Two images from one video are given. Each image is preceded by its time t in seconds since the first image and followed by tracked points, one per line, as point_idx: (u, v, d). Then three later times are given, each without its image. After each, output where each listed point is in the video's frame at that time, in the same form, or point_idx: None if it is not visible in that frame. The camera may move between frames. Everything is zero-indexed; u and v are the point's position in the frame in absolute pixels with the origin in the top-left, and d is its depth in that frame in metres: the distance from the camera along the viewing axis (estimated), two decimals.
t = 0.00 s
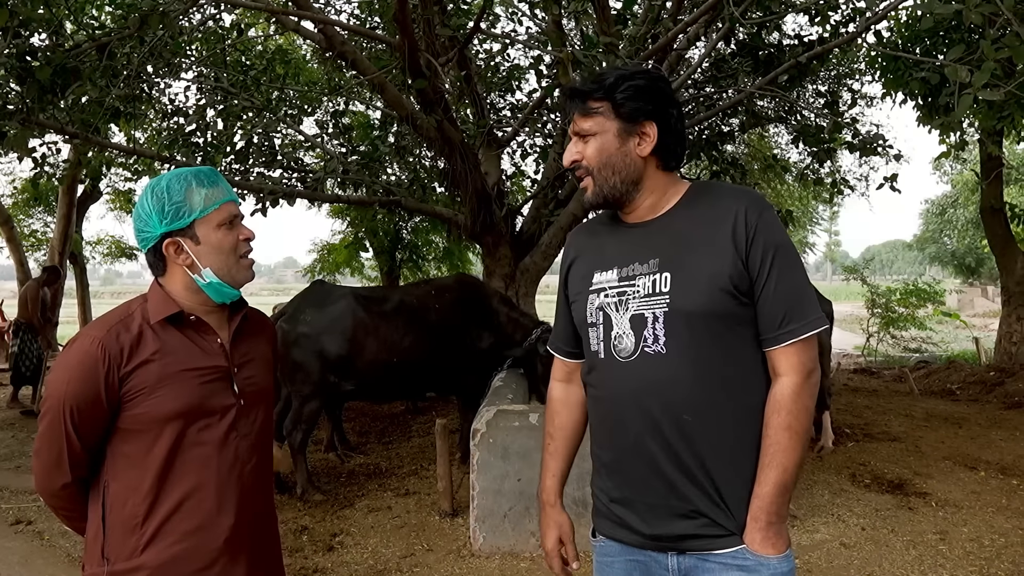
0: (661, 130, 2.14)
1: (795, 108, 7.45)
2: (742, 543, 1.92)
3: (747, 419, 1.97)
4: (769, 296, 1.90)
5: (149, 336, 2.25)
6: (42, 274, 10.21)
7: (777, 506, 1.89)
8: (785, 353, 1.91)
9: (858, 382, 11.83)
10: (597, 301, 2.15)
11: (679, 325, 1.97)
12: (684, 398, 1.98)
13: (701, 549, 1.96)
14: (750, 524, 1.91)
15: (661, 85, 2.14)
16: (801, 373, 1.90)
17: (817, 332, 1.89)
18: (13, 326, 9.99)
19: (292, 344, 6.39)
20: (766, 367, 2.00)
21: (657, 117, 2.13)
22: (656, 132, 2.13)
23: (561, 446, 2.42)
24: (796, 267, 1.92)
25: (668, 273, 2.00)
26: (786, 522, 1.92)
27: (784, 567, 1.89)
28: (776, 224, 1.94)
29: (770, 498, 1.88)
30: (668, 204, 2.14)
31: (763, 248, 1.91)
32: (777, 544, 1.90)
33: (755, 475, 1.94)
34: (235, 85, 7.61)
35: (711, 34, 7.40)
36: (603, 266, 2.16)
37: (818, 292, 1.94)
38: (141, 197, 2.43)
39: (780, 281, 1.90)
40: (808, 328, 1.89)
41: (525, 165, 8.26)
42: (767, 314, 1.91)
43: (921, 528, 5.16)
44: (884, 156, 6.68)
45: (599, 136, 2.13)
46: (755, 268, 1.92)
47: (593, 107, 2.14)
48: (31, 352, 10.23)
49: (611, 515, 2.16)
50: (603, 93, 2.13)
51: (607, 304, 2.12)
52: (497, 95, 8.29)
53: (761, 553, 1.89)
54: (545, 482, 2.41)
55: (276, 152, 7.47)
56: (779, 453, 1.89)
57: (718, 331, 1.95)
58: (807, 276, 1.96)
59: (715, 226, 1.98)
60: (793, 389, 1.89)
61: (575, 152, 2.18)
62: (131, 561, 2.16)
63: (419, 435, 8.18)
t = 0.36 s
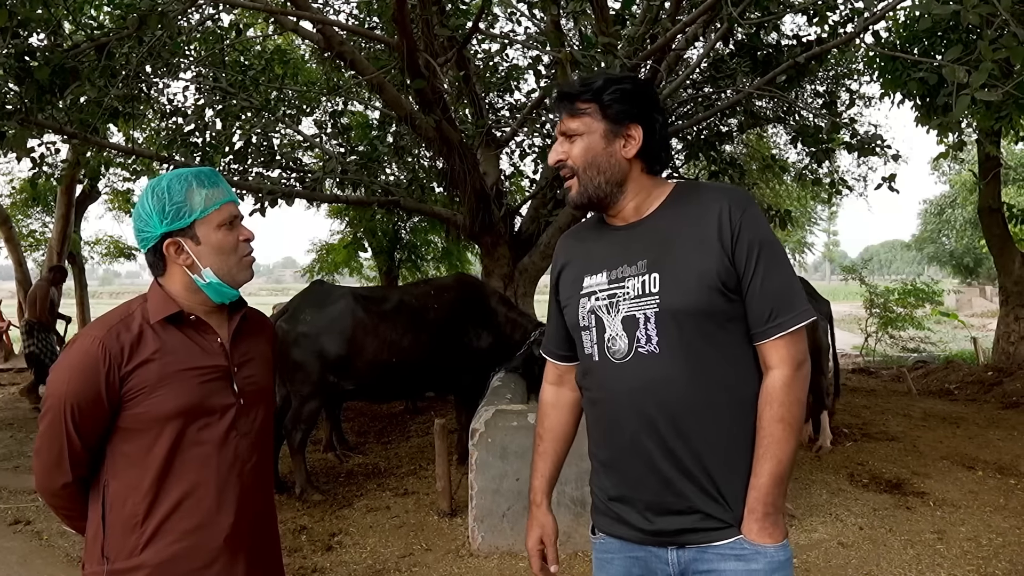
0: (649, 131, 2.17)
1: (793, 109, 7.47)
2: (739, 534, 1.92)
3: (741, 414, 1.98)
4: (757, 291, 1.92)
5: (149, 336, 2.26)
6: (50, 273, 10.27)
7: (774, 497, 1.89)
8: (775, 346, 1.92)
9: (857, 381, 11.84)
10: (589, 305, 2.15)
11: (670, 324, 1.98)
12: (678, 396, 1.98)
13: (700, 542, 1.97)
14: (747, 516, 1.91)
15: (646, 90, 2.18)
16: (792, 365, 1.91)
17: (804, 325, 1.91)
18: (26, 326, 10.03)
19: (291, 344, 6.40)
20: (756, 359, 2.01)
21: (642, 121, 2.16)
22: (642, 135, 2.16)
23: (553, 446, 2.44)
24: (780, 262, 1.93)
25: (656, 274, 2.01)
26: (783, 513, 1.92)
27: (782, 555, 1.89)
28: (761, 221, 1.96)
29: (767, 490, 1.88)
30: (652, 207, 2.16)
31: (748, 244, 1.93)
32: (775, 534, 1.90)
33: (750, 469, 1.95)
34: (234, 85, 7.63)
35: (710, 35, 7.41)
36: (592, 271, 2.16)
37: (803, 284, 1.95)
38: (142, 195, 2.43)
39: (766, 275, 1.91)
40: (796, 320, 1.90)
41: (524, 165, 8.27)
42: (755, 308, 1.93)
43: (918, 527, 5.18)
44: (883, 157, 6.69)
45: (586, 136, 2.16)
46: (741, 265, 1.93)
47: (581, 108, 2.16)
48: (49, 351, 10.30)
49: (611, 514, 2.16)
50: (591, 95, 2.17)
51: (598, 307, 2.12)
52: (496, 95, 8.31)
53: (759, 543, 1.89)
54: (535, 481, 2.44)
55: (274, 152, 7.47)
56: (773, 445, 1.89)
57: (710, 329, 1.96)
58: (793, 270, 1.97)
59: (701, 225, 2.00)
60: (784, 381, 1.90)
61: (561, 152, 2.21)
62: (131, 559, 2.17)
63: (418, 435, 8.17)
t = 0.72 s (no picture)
0: (647, 131, 2.18)
1: (792, 108, 7.48)
2: (741, 530, 1.92)
3: (739, 411, 1.98)
4: (754, 287, 1.92)
5: (142, 336, 2.26)
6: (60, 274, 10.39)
7: (776, 492, 1.89)
8: (775, 342, 1.93)
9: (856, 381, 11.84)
10: (589, 305, 2.16)
11: (668, 322, 1.98)
12: (677, 395, 1.99)
13: (702, 539, 1.97)
14: (749, 511, 1.91)
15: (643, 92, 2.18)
16: (792, 360, 1.92)
17: (802, 320, 1.91)
18: (39, 327, 10.13)
19: (291, 343, 6.40)
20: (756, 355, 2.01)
21: (639, 121, 2.16)
22: (639, 135, 2.16)
23: (554, 447, 2.44)
24: (778, 259, 1.93)
25: (655, 272, 2.02)
26: (785, 509, 1.92)
27: (782, 551, 1.90)
28: (757, 218, 1.97)
29: (768, 485, 1.89)
30: (650, 206, 2.17)
31: (744, 242, 1.93)
32: (775, 529, 1.91)
33: (752, 466, 1.95)
34: (233, 85, 7.64)
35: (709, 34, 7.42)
36: (592, 272, 2.17)
37: (799, 279, 1.96)
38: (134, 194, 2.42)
39: (763, 272, 1.92)
40: (794, 316, 1.91)
41: (523, 165, 8.28)
42: (753, 304, 1.93)
43: (917, 526, 5.18)
44: (881, 157, 6.69)
45: (584, 136, 2.15)
46: (738, 262, 1.93)
47: (579, 109, 2.16)
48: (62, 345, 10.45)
49: (612, 512, 2.16)
50: (589, 96, 2.16)
51: (597, 307, 2.13)
52: (495, 95, 8.31)
53: (760, 538, 1.90)
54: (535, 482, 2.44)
55: (273, 152, 7.46)
56: (774, 439, 1.90)
57: (706, 326, 1.97)
58: (790, 267, 1.98)
59: (698, 223, 2.00)
60: (785, 375, 1.91)
61: (559, 153, 2.20)
62: (127, 559, 2.17)
63: (417, 435, 8.17)
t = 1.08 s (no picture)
0: (680, 123, 2.16)
1: (791, 108, 7.49)
2: (752, 545, 1.91)
3: (753, 418, 1.96)
4: (775, 291, 1.88)
5: (128, 337, 2.26)
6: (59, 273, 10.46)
7: (790, 506, 1.86)
8: (794, 350, 1.88)
9: (855, 381, 11.85)
10: (608, 300, 2.19)
11: (680, 322, 1.99)
12: (689, 397, 1.99)
13: (711, 548, 1.97)
14: (761, 526, 1.89)
15: (679, 85, 2.17)
16: (810, 371, 1.86)
17: (825, 329, 1.85)
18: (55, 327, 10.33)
19: (291, 343, 6.41)
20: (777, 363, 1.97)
21: (672, 114, 2.15)
22: (670, 128, 2.15)
23: (586, 440, 2.46)
24: (802, 262, 1.88)
25: (672, 271, 2.02)
26: (799, 524, 1.89)
27: (794, 570, 1.86)
28: (783, 218, 1.92)
29: (781, 499, 1.86)
30: (678, 201, 2.16)
31: (768, 244, 1.89)
32: (787, 547, 1.87)
33: (766, 478, 1.92)
34: (233, 85, 7.65)
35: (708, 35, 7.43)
36: (614, 267, 2.19)
37: (825, 287, 1.89)
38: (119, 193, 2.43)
39: (785, 276, 1.87)
40: (815, 324, 1.85)
41: (523, 165, 8.29)
42: (773, 309, 1.89)
43: (916, 526, 5.19)
44: (880, 156, 6.70)
45: (614, 127, 2.16)
46: (760, 264, 1.90)
47: (611, 100, 2.16)
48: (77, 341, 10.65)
49: (625, 513, 2.19)
50: (621, 87, 2.16)
51: (616, 302, 2.16)
52: (495, 94, 8.32)
53: (771, 556, 1.87)
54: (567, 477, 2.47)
55: (273, 152, 7.46)
56: (789, 453, 1.86)
57: (721, 329, 1.95)
58: (817, 272, 1.92)
59: (720, 223, 1.98)
60: (801, 387, 1.86)
61: (589, 144, 2.22)
62: (117, 561, 2.18)
63: (417, 435, 8.17)
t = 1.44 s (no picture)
0: (726, 118, 2.13)
1: (791, 109, 7.50)
2: (774, 556, 1.90)
3: (782, 427, 1.94)
4: (815, 299, 1.84)
5: (104, 341, 2.25)
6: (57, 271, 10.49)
7: (814, 521, 1.83)
8: (832, 361, 1.84)
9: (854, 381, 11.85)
10: (640, 297, 2.21)
11: (710, 325, 1.98)
12: (716, 401, 1.98)
13: (732, 557, 1.97)
14: (785, 538, 1.87)
15: (727, 78, 2.13)
16: (848, 384, 1.82)
17: (866, 340, 1.80)
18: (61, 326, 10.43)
19: (291, 343, 6.42)
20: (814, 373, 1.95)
21: (718, 108, 2.12)
22: (716, 123, 2.12)
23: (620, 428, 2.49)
24: (845, 269, 1.84)
25: (706, 272, 2.01)
26: (825, 539, 1.86)
27: None
28: (829, 222, 1.87)
29: (807, 513, 1.84)
30: (719, 198, 2.13)
31: (810, 248, 1.85)
32: (811, 562, 1.85)
33: (794, 491, 1.90)
34: (232, 85, 7.65)
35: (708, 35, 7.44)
36: (650, 262, 2.21)
37: (870, 297, 1.85)
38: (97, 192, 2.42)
39: (827, 284, 1.83)
40: (856, 336, 1.81)
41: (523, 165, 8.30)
42: (813, 317, 1.85)
43: (916, 526, 5.19)
44: (879, 156, 6.71)
45: (656, 120, 2.13)
46: (800, 271, 1.86)
47: (655, 91, 2.14)
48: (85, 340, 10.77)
49: (649, 515, 2.21)
50: (667, 77, 2.14)
51: (648, 299, 2.18)
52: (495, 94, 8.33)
53: (793, 569, 1.86)
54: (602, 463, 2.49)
55: (273, 152, 7.46)
56: (819, 466, 1.83)
57: (753, 334, 1.93)
58: (862, 280, 1.87)
59: (761, 225, 1.95)
60: (837, 400, 1.82)
61: (630, 135, 2.19)
62: (100, 567, 2.18)
63: (416, 435, 8.18)
